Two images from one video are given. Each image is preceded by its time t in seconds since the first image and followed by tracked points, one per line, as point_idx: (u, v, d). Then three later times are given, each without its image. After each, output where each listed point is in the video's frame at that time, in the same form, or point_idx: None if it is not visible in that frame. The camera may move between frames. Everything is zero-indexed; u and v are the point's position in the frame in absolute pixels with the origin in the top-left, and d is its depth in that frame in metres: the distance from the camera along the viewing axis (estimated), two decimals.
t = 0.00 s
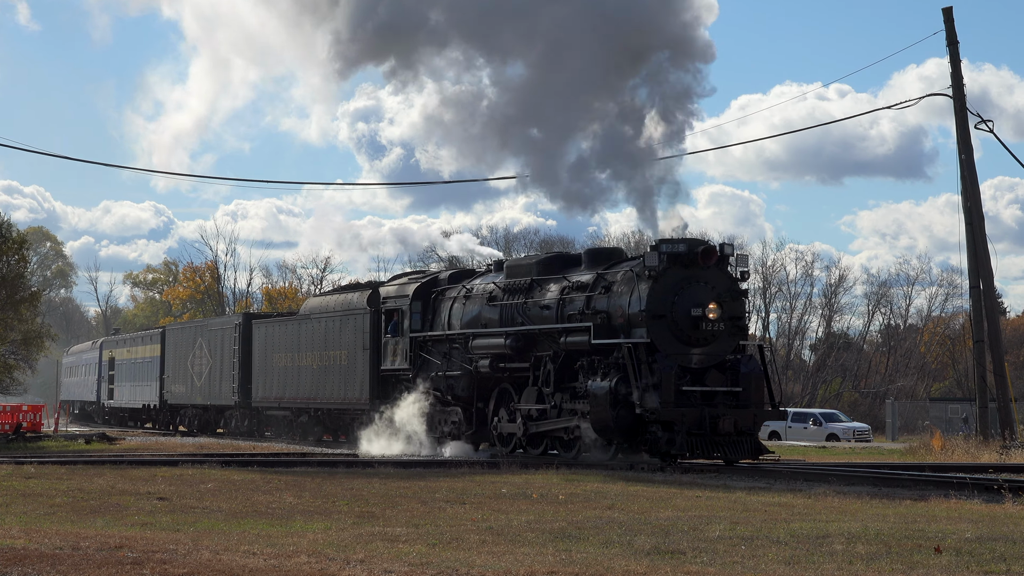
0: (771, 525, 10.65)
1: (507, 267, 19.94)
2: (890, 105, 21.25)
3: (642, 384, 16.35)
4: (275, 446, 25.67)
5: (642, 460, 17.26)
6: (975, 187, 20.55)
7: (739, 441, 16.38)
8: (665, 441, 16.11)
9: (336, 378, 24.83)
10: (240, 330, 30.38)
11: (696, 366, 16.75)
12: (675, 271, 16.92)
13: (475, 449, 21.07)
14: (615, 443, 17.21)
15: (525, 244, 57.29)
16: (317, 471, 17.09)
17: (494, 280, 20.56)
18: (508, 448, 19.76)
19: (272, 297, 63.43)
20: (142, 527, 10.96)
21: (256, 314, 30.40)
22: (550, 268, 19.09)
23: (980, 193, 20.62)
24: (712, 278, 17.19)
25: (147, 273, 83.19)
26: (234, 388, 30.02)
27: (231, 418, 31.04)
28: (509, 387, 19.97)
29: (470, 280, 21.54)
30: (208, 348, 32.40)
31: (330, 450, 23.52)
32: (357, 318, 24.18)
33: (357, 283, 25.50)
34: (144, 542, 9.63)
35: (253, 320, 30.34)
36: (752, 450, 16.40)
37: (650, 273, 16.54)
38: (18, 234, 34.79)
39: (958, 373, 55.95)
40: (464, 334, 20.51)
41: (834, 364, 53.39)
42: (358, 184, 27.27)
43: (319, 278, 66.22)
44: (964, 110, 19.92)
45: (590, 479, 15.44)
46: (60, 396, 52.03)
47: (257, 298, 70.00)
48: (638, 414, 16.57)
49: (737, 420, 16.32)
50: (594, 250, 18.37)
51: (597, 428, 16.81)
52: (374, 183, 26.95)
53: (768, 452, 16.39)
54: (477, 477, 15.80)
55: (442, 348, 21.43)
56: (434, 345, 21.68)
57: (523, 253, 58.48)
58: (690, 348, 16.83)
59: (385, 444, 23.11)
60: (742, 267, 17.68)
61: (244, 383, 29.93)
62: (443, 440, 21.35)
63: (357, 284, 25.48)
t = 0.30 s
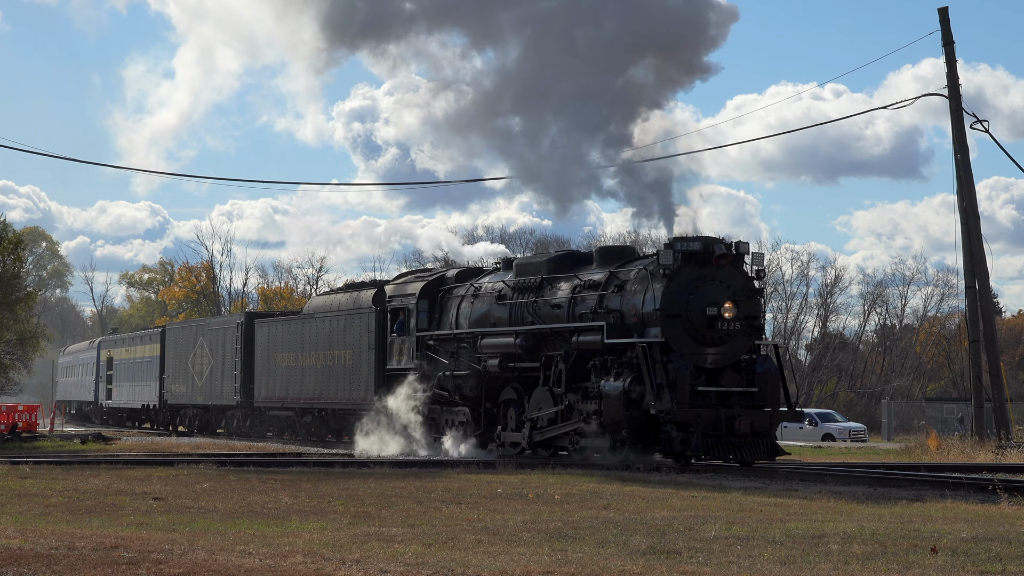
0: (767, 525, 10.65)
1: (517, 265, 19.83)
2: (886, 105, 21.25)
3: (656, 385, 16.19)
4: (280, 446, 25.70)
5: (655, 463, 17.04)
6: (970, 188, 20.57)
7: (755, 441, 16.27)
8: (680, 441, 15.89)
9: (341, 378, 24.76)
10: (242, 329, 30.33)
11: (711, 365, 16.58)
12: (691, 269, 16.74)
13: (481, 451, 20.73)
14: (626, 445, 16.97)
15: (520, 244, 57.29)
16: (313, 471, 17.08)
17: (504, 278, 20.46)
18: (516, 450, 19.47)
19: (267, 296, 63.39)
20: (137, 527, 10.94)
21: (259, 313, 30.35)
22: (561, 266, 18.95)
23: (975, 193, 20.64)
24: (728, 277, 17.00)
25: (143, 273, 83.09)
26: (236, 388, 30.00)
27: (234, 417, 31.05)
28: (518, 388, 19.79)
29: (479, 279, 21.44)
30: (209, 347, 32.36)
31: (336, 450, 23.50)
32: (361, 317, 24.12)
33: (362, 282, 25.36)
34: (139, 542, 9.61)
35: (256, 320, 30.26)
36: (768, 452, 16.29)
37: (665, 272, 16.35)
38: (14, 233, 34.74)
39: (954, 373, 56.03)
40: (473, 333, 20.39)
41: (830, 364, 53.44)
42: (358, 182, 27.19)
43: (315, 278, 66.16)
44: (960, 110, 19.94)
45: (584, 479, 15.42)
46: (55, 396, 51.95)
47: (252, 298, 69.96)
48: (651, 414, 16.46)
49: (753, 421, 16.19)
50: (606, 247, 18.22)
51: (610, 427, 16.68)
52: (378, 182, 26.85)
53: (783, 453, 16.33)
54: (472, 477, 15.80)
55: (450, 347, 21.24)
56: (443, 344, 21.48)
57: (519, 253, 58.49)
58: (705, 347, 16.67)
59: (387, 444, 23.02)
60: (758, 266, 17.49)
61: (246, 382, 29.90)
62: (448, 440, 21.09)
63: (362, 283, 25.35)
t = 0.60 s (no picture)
0: (762, 525, 10.66)
1: (526, 264, 19.65)
2: (882, 106, 21.28)
3: (670, 384, 15.97)
4: (285, 446, 25.72)
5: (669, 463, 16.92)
6: (966, 188, 20.60)
7: (772, 442, 15.93)
8: (694, 441, 15.68)
9: (346, 378, 24.73)
10: (245, 328, 30.27)
11: (727, 365, 16.36)
12: (705, 267, 16.55)
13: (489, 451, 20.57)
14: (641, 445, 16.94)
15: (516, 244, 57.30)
16: (309, 471, 17.10)
17: (512, 277, 20.28)
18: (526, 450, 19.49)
19: (263, 296, 63.38)
20: (134, 527, 10.94)
21: (262, 312, 30.29)
22: (572, 264, 18.78)
23: (970, 193, 20.68)
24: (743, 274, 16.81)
25: (139, 273, 83.04)
26: (239, 388, 29.98)
27: (236, 417, 31.01)
28: (528, 387, 19.65)
29: (487, 277, 21.29)
30: (211, 346, 32.32)
31: (342, 450, 23.61)
32: (368, 317, 24.05)
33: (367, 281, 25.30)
34: (136, 542, 9.61)
35: (258, 319, 30.23)
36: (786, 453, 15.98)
37: (679, 270, 16.16)
38: (10, 233, 34.71)
39: (950, 373, 56.10)
40: (482, 333, 20.26)
41: (825, 364, 53.48)
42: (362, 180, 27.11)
43: (311, 278, 66.15)
44: (956, 111, 19.97)
45: (581, 479, 15.41)
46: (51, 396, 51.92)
47: (248, 298, 69.91)
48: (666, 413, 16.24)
49: (770, 421, 15.90)
50: (617, 245, 18.03)
51: (624, 428, 16.52)
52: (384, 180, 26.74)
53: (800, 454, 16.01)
54: (468, 477, 15.81)
55: (458, 346, 21.11)
56: (450, 343, 21.35)
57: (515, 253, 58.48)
58: (720, 346, 16.45)
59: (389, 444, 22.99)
60: (773, 263, 17.29)
61: (249, 383, 29.86)
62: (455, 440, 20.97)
63: (369, 281, 25.24)
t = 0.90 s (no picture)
0: (759, 525, 10.66)
1: (537, 262, 19.52)
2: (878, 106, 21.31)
3: (686, 384, 15.76)
4: (289, 446, 25.64)
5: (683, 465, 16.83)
6: (962, 188, 20.64)
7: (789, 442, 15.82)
8: (710, 441, 15.50)
9: (352, 378, 24.65)
10: (247, 328, 30.21)
11: (742, 364, 16.26)
12: (721, 265, 16.34)
13: (498, 452, 20.64)
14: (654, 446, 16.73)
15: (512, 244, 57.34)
16: (306, 471, 17.09)
17: (522, 275, 20.16)
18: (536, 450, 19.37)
19: (260, 296, 63.33)
20: (130, 527, 10.92)
21: (264, 310, 30.22)
22: (583, 262, 18.62)
23: (966, 193, 20.72)
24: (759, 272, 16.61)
25: (135, 273, 82.96)
26: (242, 388, 29.93)
27: (238, 418, 30.95)
28: (538, 387, 19.50)
29: (496, 276, 21.19)
30: (213, 346, 32.26)
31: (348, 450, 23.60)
32: (374, 316, 23.96)
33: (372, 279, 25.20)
34: (132, 542, 9.58)
35: (261, 318, 30.17)
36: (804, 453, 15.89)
37: (694, 267, 15.97)
38: (7, 232, 34.66)
39: (946, 373, 56.17)
40: (492, 331, 20.14)
41: (821, 364, 53.51)
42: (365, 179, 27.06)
43: (308, 277, 66.12)
44: (952, 111, 20.00)
45: (580, 479, 15.37)
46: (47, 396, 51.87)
47: (245, 298, 69.86)
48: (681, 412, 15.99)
49: (787, 421, 15.77)
50: (629, 243, 17.89)
51: (638, 427, 16.27)
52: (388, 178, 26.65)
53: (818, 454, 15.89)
54: (465, 477, 15.80)
55: (467, 346, 21.07)
56: (459, 343, 21.31)
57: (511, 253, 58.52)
58: (736, 345, 16.33)
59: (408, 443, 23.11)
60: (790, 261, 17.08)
61: (252, 383, 29.80)
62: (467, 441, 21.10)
63: (373, 279, 25.12)
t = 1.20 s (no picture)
0: (756, 524, 10.66)
1: (548, 259, 19.36)
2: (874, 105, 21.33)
3: (703, 382, 15.69)
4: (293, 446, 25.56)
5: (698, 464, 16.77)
6: (958, 188, 20.67)
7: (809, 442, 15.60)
8: (727, 441, 15.40)
9: (358, 377, 24.61)
10: (251, 326, 30.17)
11: (760, 362, 16.13)
12: (738, 262, 16.25)
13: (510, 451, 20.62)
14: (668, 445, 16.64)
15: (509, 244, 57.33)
16: (303, 470, 17.09)
17: (533, 273, 20.05)
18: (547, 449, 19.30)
19: (256, 296, 63.25)
20: (126, 526, 10.91)
21: (268, 309, 30.18)
22: (595, 260, 18.59)
23: (963, 192, 20.74)
24: (777, 269, 16.48)
25: (132, 272, 82.82)
26: (245, 387, 29.86)
27: (240, 417, 30.86)
28: (548, 386, 19.36)
29: (506, 273, 21.08)
30: (215, 345, 32.20)
31: (352, 450, 23.31)
32: (382, 313, 23.92)
33: (379, 278, 25.14)
34: (128, 541, 9.56)
35: (265, 316, 30.09)
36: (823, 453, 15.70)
37: (711, 265, 15.89)
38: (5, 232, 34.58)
39: (942, 372, 56.22)
40: (502, 329, 20.09)
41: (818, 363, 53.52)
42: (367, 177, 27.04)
43: (305, 277, 66.06)
44: (948, 110, 20.02)
45: (577, 479, 15.32)
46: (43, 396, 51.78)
47: (241, 298, 69.77)
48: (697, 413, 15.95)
49: (806, 420, 15.61)
50: (643, 240, 17.82)
51: (654, 426, 16.24)
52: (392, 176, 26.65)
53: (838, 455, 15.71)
54: (462, 476, 15.80)
55: (476, 345, 21.07)
56: (468, 341, 21.30)
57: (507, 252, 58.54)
58: (754, 343, 16.21)
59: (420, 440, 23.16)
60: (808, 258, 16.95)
61: (256, 382, 29.74)
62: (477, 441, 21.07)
63: (380, 277, 25.08)
